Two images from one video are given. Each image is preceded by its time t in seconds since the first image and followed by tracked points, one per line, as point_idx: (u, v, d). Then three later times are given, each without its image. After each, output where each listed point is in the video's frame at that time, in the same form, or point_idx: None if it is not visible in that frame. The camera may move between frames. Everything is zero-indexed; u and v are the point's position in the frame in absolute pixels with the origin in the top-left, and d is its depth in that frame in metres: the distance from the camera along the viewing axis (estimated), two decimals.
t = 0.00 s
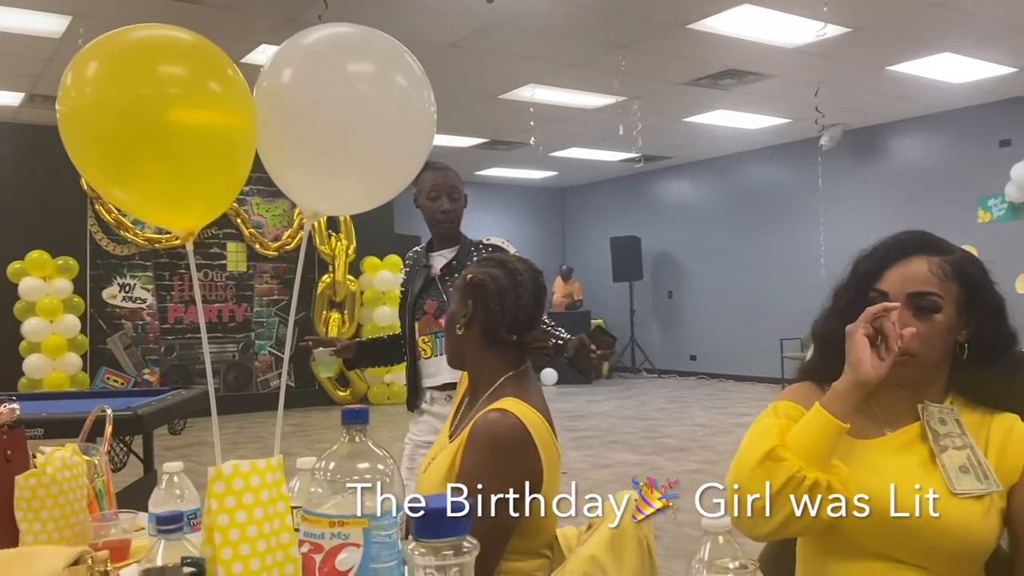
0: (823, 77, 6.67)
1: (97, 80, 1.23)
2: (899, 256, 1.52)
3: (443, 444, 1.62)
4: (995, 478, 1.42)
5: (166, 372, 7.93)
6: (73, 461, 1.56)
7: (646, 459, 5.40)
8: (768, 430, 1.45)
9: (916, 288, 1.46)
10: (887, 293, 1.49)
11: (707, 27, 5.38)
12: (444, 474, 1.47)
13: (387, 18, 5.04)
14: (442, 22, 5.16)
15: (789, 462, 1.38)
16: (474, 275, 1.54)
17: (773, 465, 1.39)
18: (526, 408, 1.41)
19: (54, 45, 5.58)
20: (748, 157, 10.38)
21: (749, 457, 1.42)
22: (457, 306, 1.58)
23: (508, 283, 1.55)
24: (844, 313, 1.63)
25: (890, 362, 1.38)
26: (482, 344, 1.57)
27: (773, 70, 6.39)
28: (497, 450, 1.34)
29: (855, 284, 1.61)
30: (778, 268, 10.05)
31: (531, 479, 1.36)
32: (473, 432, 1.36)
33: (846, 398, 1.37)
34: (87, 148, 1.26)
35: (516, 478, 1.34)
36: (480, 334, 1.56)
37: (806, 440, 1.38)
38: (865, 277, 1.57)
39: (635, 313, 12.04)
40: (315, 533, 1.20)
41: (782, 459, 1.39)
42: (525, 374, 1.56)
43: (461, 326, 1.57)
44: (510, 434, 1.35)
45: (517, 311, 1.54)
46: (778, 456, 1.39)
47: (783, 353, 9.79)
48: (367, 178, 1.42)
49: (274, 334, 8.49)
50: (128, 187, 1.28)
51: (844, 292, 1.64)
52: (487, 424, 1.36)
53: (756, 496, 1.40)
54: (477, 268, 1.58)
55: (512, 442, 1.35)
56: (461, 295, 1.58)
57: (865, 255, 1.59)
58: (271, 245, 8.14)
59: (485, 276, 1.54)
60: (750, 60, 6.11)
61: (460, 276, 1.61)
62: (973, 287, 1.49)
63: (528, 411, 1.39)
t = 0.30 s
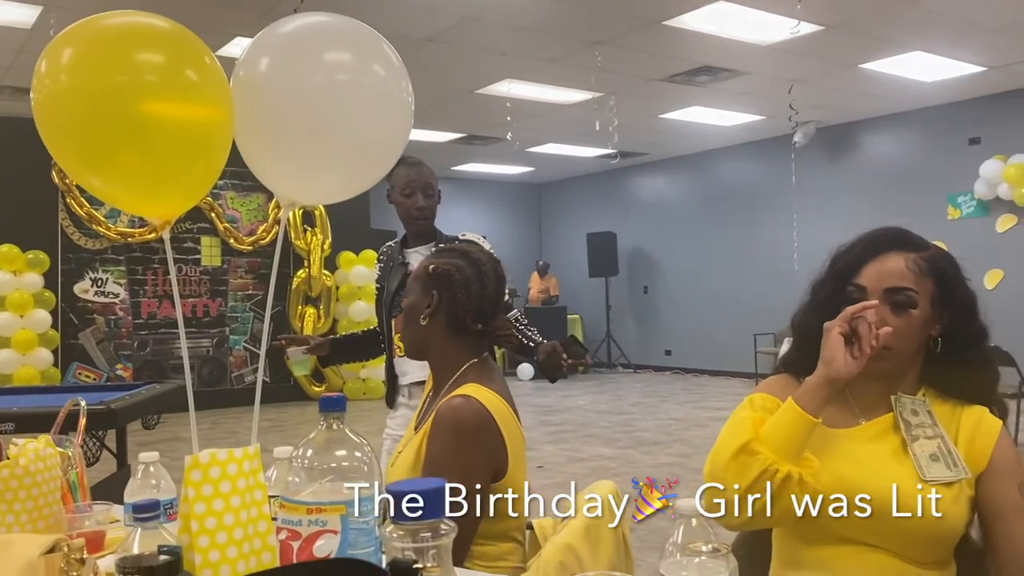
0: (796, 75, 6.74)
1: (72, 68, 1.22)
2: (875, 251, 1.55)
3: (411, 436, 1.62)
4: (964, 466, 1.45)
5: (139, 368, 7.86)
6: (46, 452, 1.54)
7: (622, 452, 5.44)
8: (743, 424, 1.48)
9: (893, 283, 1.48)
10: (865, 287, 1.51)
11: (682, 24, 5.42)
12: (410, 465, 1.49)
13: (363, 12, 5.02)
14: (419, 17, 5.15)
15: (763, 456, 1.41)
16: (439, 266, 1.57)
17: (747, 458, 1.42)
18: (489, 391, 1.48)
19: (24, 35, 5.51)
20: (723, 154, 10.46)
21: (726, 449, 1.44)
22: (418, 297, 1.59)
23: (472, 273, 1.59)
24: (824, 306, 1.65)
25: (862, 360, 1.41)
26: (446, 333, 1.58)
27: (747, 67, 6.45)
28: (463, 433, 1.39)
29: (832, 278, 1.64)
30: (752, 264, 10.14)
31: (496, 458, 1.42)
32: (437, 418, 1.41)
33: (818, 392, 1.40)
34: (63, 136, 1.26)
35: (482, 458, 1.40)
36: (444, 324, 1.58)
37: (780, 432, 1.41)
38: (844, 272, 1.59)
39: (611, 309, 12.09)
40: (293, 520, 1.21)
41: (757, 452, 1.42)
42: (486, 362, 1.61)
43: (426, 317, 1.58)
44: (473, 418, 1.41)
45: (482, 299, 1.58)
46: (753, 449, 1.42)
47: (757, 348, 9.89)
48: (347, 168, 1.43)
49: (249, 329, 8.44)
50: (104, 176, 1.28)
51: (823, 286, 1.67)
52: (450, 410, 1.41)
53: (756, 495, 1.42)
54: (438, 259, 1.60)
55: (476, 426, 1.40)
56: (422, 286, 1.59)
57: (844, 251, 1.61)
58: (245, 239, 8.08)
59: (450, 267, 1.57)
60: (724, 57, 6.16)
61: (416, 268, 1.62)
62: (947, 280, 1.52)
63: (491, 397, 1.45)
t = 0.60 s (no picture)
0: (770, 72, 6.80)
1: (44, 57, 1.21)
2: (848, 247, 1.57)
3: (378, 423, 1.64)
4: (932, 456, 1.48)
5: (112, 362, 7.79)
6: (17, 446, 1.53)
7: (597, 446, 5.47)
8: (713, 413, 1.50)
9: (866, 278, 1.51)
10: (839, 282, 1.54)
11: (658, 21, 5.45)
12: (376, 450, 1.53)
13: (339, 5, 4.99)
14: (396, 10, 5.13)
15: (731, 447, 1.43)
16: (405, 260, 1.59)
17: (716, 449, 1.44)
18: (448, 374, 1.51)
19: None
20: (698, 150, 10.52)
21: (694, 439, 1.47)
22: (381, 289, 1.60)
23: (438, 265, 1.62)
24: (799, 301, 1.68)
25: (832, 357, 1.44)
26: (411, 326, 1.61)
27: (723, 64, 6.49)
28: (420, 414, 1.41)
29: (806, 274, 1.66)
30: (726, 260, 10.22)
31: (455, 438, 1.45)
32: (396, 402, 1.43)
33: (788, 384, 1.43)
34: (34, 125, 1.24)
35: (441, 435, 1.42)
36: (410, 316, 1.60)
37: (747, 424, 1.43)
38: (815, 268, 1.62)
39: (587, 304, 12.13)
40: (268, 512, 1.21)
41: (725, 443, 1.44)
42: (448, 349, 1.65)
43: (391, 309, 1.59)
44: (430, 399, 1.43)
45: (448, 291, 1.62)
46: (721, 441, 1.45)
47: (731, 343, 9.98)
48: (324, 161, 1.43)
49: (223, 323, 8.38)
50: (76, 167, 1.27)
51: (796, 280, 1.69)
52: (409, 392, 1.43)
53: (757, 497, 1.45)
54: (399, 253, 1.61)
55: (432, 406, 1.42)
56: (384, 279, 1.60)
57: (816, 247, 1.64)
58: (219, 232, 8.00)
59: (417, 260, 1.59)
60: (700, 54, 6.20)
61: (376, 260, 1.63)
62: (915, 277, 1.56)
63: (452, 381, 1.49)
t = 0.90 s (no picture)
0: (746, 67, 6.83)
1: (8, 39, 1.19)
2: (819, 242, 1.58)
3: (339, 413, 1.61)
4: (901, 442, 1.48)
5: (83, 355, 7.70)
6: None
7: (573, 439, 5.49)
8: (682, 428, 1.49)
9: (837, 272, 1.52)
10: (809, 275, 1.54)
11: (634, 14, 5.46)
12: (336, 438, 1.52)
13: None
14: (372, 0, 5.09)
15: (701, 465, 1.43)
16: (368, 251, 1.58)
17: (686, 466, 1.43)
18: (406, 360, 1.51)
19: None
20: (674, 145, 10.57)
21: (664, 458, 1.45)
22: (341, 281, 1.58)
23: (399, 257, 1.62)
24: (769, 295, 1.69)
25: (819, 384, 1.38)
26: (372, 319, 1.60)
27: (699, 58, 6.52)
28: (375, 396, 1.40)
29: (779, 266, 1.67)
30: (702, 254, 10.27)
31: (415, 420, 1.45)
32: (350, 385, 1.43)
33: (759, 409, 1.40)
34: None
35: (396, 415, 1.40)
36: (371, 308, 1.59)
37: (720, 444, 1.42)
38: (788, 261, 1.62)
39: (564, 298, 12.14)
40: (238, 501, 1.19)
41: (696, 460, 1.43)
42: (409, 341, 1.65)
43: (354, 300, 1.57)
44: (386, 382, 1.42)
45: (408, 282, 1.63)
46: (692, 457, 1.43)
47: (706, 336, 10.05)
48: (297, 148, 1.41)
49: (197, 316, 8.30)
50: (41, 151, 1.24)
51: (767, 274, 1.70)
52: (363, 377, 1.42)
53: (759, 496, 1.49)
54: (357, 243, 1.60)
55: (388, 387, 1.42)
56: (343, 270, 1.58)
57: (789, 240, 1.64)
58: (193, 225, 7.91)
59: (380, 252, 1.59)
60: (677, 48, 6.22)
61: (331, 249, 1.60)
62: (883, 269, 1.59)
63: (404, 363, 1.48)
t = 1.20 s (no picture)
0: (723, 60, 6.85)
1: None
2: (786, 229, 1.59)
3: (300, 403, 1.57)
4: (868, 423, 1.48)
5: (54, 347, 7.59)
6: None
7: (550, 430, 5.49)
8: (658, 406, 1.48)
9: (807, 259, 1.52)
10: (778, 262, 1.54)
11: (612, 5, 5.45)
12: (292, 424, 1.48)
13: None
14: None
15: (678, 439, 1.42)
16: (336, 244, 1.54)
17: (665, 440, 1.43)
18: (365, 345, 1.49)
19: None
20: (652, 137, 10.59)
21: (640, 432, 1.45)
22: (309, 274, 1.52)
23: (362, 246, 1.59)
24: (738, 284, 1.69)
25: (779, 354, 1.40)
26: (338, 311, 1.57)
27: (677, 50, 6.53)
28: (331, 377, 1.38)
29: (747, 256, 1.66)
30: (679, 247, 10.31)
31: (372, 397, 1.42)
32: (306, 370, 1.41)
33: (731, 382, 1.41)
34: None
35: (352, 392, 1.38)
36: (339, 300, 1.57)
37: (697, 414, 1.43)
38: (756, 249, 1.62)
39: (542, 290, 12.14)
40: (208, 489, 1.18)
41: (673, 435, 1.43)
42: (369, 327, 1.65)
43: (325, 294, 1.54)
44: (342, 365, 1.40)
45: (372, 271, 1.61)
46: (670, 432, 1.43)
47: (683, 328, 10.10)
48: (269, 132, 1.40)
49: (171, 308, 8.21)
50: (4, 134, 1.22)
51: (735, 264, 1.71)
52: (320, 360, 1.40)
53: (759, 496, 1.49)
54: (319, 235, 1.54)
55: (345, 370, 1.40)
56: (308, 262, 1.52)
57: (757, 227, 1.65)
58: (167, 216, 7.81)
59: (347, 244, 1.55)
60: (655, 40, 6.23)
61: (291, 241, 1.53)
62: (849, 255, 1.61)
63: (359, 346, 1.46)
